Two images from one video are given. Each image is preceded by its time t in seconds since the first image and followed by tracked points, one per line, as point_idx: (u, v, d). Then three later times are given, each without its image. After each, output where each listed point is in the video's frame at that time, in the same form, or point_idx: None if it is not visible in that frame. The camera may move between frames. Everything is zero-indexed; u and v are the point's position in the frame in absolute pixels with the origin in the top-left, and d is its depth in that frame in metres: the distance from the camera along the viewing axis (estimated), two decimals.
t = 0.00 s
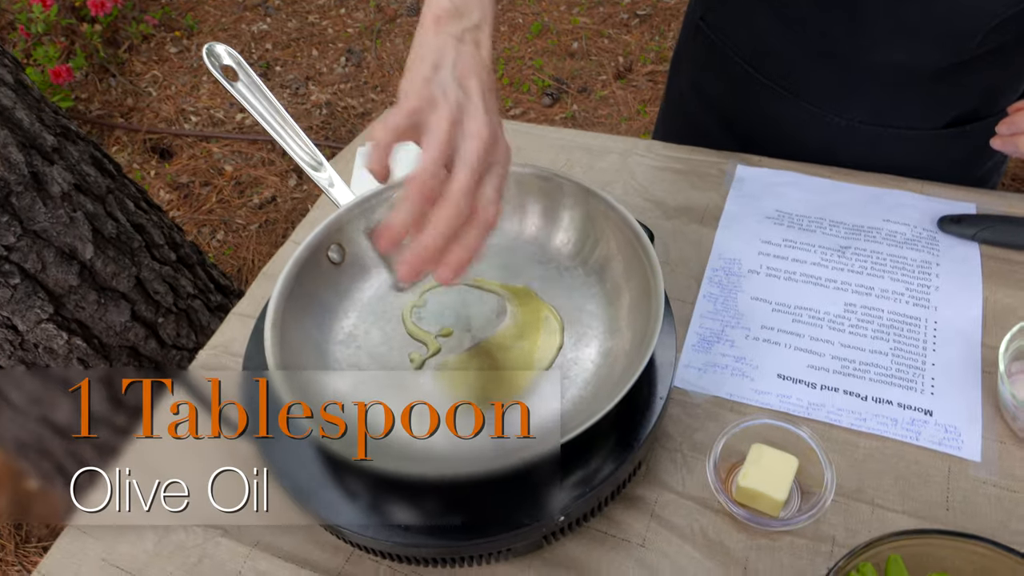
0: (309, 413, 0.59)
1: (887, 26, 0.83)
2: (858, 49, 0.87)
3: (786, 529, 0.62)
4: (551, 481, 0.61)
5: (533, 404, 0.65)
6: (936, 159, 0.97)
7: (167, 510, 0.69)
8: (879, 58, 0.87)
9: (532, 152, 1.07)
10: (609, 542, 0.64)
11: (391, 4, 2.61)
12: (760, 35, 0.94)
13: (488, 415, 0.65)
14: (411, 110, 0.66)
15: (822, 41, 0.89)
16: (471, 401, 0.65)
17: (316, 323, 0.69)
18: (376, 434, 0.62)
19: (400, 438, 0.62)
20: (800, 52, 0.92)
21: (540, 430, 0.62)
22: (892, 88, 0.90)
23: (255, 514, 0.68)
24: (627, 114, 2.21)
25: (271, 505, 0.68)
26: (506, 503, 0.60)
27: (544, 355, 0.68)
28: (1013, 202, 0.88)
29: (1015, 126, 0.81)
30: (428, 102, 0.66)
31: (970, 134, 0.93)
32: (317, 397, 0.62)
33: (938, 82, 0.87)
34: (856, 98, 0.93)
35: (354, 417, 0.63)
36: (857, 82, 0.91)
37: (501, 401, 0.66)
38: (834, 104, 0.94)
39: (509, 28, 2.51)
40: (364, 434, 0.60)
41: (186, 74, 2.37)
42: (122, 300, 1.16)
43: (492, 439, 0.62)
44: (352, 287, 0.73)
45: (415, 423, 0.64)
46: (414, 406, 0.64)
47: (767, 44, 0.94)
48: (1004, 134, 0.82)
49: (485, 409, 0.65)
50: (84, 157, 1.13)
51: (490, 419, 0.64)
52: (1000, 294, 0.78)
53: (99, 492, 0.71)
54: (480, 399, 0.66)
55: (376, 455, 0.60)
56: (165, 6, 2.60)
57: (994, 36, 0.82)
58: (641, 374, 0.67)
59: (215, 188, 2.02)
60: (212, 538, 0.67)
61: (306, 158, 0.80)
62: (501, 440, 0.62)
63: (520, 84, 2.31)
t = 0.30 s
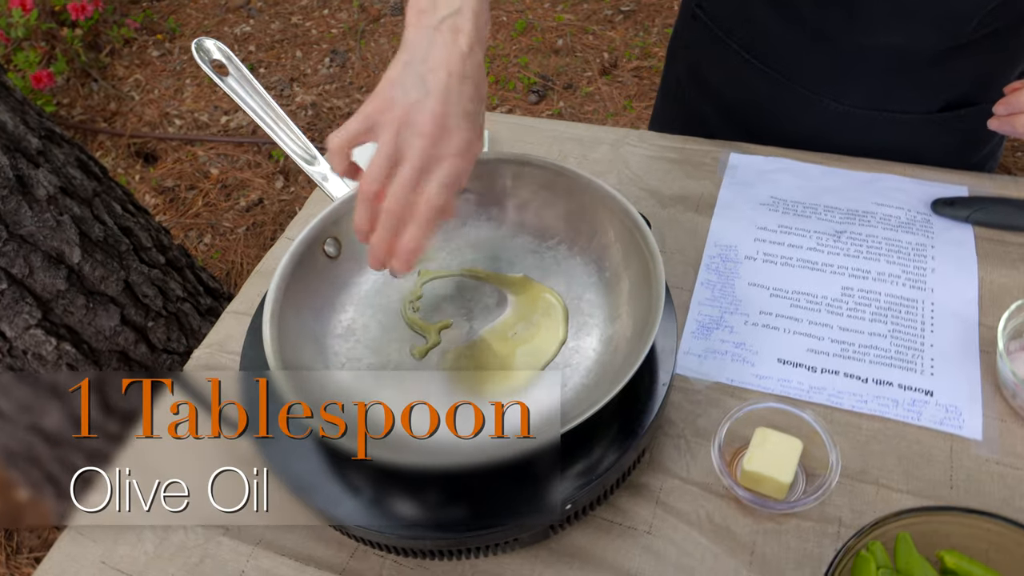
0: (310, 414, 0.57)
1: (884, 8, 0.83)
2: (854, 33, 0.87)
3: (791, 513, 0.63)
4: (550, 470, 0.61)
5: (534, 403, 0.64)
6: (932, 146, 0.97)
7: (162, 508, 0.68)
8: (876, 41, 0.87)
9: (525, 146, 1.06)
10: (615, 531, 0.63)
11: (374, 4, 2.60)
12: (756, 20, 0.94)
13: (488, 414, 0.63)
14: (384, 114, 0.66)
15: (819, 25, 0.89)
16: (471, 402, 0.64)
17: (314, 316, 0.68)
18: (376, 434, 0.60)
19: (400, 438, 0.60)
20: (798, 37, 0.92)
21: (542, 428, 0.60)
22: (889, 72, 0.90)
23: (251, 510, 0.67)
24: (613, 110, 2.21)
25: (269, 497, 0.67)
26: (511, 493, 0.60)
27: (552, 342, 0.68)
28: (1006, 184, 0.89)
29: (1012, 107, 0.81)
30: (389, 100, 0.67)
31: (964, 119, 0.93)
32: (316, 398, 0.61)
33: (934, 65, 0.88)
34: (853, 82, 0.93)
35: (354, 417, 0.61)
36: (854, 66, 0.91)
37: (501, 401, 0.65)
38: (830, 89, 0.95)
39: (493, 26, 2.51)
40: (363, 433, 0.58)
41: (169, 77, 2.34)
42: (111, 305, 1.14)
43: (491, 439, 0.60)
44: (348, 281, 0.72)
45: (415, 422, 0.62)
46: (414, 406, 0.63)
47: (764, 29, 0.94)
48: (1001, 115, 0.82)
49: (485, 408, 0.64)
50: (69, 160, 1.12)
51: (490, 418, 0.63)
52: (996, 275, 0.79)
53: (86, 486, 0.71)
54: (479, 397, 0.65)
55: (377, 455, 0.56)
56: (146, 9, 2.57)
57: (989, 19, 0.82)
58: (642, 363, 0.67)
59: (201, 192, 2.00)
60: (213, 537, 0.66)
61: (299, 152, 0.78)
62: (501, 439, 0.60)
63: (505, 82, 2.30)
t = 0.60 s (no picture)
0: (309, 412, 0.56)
1: (881, 6, 0.84)
2: (850, 31, 0.88)
3: (801, 508, 0.63)
4: (560, 470, 0.60)
5: (533, 403, 0.63)
6: (926, 143, 0.98)
7: (162, 508, 0.68)
8: (871, 39, 0.88)
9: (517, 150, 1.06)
10: (626, 531, 0.63)
11: (355, 16, 2.60)
12: (753, 20, 0.95)
13: (488, 414, 0.63)
14: (364, 133, 0.69)
15: (815, 24, 0.90)
16: (470, 401, 0.64)
17: (316, 320, 0.67)
18: (376, 434, 0.59)
19: (400, 439, 0.60)
20: (793, 35, 0.92)
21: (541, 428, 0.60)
22: (886, 71, 0.91)
23: (253, 512, 0.67)
24: (596, 116, 2.21)
25: (274, 508, 0.66)
26: (521, 495, 0.59)
27: (562, 338, 0.68)
28: (996, 178, 0.90)
29: None
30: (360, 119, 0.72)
31: (959, 116, 0.95)
32: (317, 396, 0.60)
33: (930, 64, 0.89)
34: (849, 81, 0.93)
35: (354, 417, 0.61)
36: (850, 64, 0.92)
37: (501, 401, 0.64)
38: (825, 88, 0.95)
39: (474, 36, 2.51)
40: (364, 434, 0.56)
41: (149, 91, 2.32)
42: (99, 320, 1.12)
43: (491, 439, 0.60)
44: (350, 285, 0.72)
45: (415, 422, 0.62)
46: (414, 406, 0.62)
47: (760, 29, 0.95)
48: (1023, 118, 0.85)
49: (485, 408, 0.63)
50: (54, 175, 1.10)
51: (490, 418, 0.62)
52: (991, 267, 0.79)
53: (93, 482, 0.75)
54: (480, 398, 0.64)
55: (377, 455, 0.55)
56: (124, 25, 2.55)
57: (983, 18, 0.84)
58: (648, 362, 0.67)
59: (184, 206, 1.97)
60: (217, 549, 0.65)
61: (295, 157, 0.78)
62: (500, 439, 0.60)
63: (488, 91, 2.30)
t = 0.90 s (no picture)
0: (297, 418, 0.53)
1: (878, 6, 0.85)
2: (847, 31, 0.88)
3: (805, 499, 0.63)
4: (567, 464, 0.60)
5: (534, 403, 0.62)
6: (920, 141, 1.00)
7: (162, 508, 0.66)
8: (868, 41, 0.88)
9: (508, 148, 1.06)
10: (632, 524, 0.63)
11: (334, 19, 2.58)
12: (749, 21, 0.95)
13: (488, 414, 0.62)
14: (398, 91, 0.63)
15: (812, 25, 0.90)
16: (470, 401, 0.63)
17: (315, 318, 0.66)
18: (375, 434, 0.57)
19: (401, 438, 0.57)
20: (788, 35, 0.93)
21: (542, 428, 0.59)
22: (882, 70, 0.91)
23: (253, 513, 0.65)
24: (579, 117, 2.19)
25: (274, 508, 0.65)
26: (528, 491, 0.59)
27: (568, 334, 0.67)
28: (985, 171, 0.91)
29: None
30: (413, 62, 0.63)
31: (951, 114, 0.96)
32: (317, 395, 0.58)
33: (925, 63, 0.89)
34: (846, 81, 0.94)
35: (354, 417, 0.58)
36: (847, 64, 0.92)
37: (501, 400, 0.63)
38: (821, 89, 0.96)
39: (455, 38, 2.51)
40: (364, 434, 0.55)
41: (126, 95, 2.28)
42: (81, 325, 1.10)
43: (493, 439, 0.59)
44: (349, 282, 0.71)
45: (415, 424, 0.61)
46: (414, 406, 0.61)
47: (757, 29, 0.95)
48: None
49: (485, 408, 0.62)
50: (34, 177, 1.06)
51: (490, 418, 0.61)
52: (983, 258, 0.81)
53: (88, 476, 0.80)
54: (480, 397, 0.63)
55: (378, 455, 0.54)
56: (99, 28, 2.51)
57: (978, 17, 0.85)
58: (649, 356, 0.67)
59: (163, 210, 1.93)
60: (217, 552, 0.63)
61: (291, 154, 0.77)
62: (501, 440, 0.59)
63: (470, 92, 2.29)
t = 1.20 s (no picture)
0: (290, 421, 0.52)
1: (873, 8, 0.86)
2: (843, 31, 0.90)
3: (807, 493, 0.63)
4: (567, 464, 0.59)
5: (534, 401, 0.62)
6: (911, 134, 1.01)
7: (161, 508, 0.65)
8: (860, 39, 0.90)
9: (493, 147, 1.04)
10: (635, 523, 0.62)
11: (305, 20, 2.55)
12: (745, 23, 0.97)
13: (488, 414, 0.61)
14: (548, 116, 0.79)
15: (808, 25, 0.92)
16: (470, 401, 0.62)
17: (307, 321, 0.64)
18: (376, 434, 0.57)
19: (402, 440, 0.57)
20: (779, 36, 0.95)
21: (542, 426, 0.58)
22: (877, 67, 0.93)
23: (253, 513, 0.64)
24: (555, 116, 2.18)
25: (268, 519, 0.63)
26: (530, 492, 0.57)
27: (569, 332, 0.66)
28: (968, 164, 0.92)
29: None
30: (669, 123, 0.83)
31: (942, 106, 0.98)
32: (316, 397, 0.57)
33: (918, 58, 0.91)
34: (842, 79, 0.96)
35: (354, 417, 0.58)
36: (843, 63, 0.94)
37: (501, 400, 0.62)
38: (813, 88, 0.98)
39: (428, 38, 2.48)
40: (364, 434, 0.55)
41: (93, 99, 2.22)
42: (54, 334, 1.06)
43: (492, 439, 0.58)
44: (340, 283, 0.69)
45: (416, 423, 0.60)
46: (414, 406, 0.60)
47: (750, 30, 0.97)
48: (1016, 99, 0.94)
49: (485, 407, 0.62)
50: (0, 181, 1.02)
51: (490, 417, 0.60)
52: (971, 249, 0.82)
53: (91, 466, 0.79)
54: (478, 397, 0.63)
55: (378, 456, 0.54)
56: (62, 30, 2.44)
57: (966, 11, 0.86)
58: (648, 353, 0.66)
59: (134, 216, 1.88)
60: (211, 564, 0.62)
61: (277, 154, 0.74)
62: (501, 440, 0.58)
63: (444, 92, 2.27)
